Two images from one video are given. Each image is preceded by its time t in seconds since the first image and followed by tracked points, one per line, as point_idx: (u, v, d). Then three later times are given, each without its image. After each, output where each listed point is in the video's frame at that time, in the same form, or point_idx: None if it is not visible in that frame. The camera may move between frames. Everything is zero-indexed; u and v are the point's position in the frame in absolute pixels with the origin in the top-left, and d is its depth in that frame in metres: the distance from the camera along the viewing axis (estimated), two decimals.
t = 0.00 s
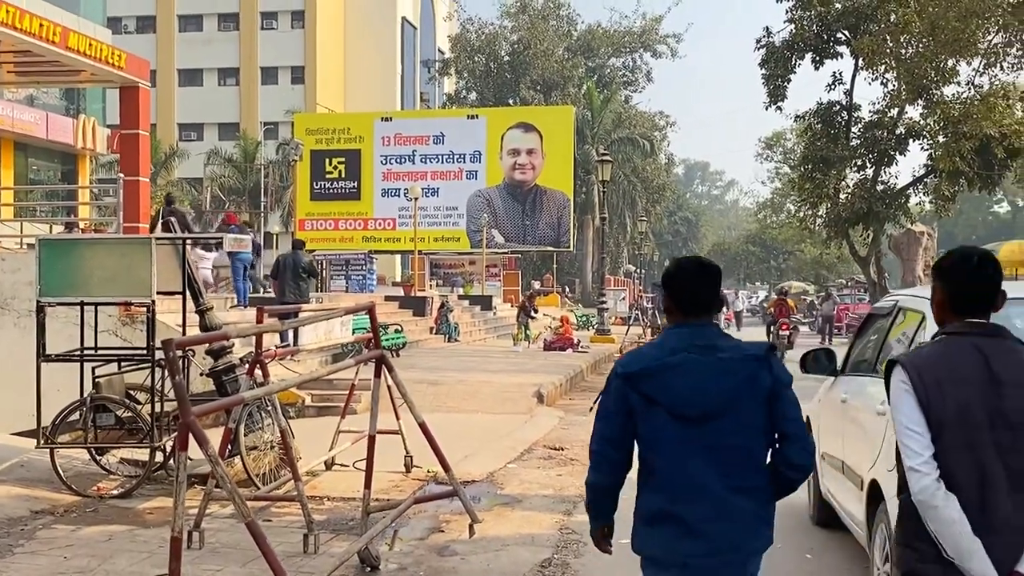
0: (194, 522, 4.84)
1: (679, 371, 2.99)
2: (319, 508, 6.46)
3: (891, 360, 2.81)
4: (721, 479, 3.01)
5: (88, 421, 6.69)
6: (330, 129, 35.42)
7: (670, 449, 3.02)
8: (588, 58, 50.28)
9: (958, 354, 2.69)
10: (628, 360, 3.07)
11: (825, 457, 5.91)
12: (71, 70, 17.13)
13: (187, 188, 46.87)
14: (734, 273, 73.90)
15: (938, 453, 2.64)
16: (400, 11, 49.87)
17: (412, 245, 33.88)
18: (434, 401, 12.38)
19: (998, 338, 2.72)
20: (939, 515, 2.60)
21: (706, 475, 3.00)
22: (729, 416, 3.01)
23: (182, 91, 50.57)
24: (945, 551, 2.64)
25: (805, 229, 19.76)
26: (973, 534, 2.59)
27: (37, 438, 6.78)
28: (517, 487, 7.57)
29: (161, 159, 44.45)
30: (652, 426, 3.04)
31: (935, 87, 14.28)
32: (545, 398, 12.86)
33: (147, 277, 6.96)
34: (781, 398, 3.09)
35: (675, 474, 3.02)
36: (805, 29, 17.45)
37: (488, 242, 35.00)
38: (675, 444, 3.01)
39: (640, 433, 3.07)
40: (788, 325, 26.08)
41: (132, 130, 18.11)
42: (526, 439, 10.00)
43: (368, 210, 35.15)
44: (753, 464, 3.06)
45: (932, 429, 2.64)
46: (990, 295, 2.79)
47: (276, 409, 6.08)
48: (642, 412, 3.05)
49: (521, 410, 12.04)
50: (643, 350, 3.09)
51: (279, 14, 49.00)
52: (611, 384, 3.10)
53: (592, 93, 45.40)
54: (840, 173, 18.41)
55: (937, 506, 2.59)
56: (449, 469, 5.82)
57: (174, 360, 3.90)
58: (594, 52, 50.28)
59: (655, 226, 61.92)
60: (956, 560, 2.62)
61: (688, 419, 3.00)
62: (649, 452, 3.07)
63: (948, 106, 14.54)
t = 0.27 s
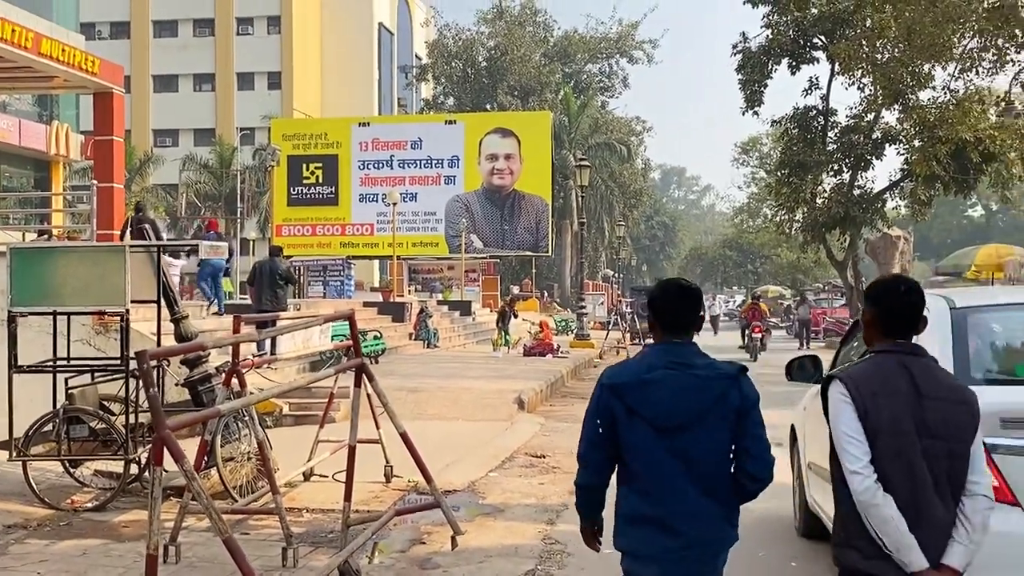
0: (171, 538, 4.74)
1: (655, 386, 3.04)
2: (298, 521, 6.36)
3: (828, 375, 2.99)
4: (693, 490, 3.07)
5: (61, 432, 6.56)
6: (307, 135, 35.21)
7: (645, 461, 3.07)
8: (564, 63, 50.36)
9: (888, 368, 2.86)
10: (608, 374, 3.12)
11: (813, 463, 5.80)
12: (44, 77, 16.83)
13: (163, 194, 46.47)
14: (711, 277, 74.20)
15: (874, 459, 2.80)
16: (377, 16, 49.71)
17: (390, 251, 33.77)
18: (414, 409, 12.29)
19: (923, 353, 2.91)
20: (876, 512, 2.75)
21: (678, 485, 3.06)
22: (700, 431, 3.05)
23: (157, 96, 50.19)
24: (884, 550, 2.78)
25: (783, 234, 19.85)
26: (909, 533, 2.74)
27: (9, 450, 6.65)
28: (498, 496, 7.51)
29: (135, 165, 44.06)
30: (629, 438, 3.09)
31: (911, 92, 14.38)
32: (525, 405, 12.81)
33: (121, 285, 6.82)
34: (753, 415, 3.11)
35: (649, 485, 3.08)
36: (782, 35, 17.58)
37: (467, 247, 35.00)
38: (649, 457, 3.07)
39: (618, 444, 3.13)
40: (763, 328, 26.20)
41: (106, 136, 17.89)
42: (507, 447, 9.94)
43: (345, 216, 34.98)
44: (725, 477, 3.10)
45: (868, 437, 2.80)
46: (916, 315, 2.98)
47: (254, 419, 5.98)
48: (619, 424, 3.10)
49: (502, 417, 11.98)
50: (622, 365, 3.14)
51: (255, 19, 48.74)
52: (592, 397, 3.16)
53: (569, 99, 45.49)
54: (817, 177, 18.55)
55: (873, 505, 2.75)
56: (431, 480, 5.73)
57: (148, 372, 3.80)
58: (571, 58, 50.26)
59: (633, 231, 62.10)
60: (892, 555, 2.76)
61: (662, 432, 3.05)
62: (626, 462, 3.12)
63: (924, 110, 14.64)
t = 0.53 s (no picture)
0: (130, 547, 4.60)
1: (626, 365, 3.30)
2: (260, 527, 6.25)
3: (766, 351, 3.43)
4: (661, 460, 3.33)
5: (16, 439, 6.38)
6: (267, 136, 34.83)
7: (614, 436, 3.31)
8: (526, 66, 50.38)
9: (817, 346, 3.31)
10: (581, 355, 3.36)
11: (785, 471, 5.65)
12: None
13: (119, 197, 45.71)
14: (673, 280, 74.64)
15: (801, 425, 3.24)
16: (338, 17, 49.39)
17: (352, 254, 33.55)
18: (378, 413, 12.17)
19: (849, 335, 3.34)
20: (802, 472, 3.17)
21: (647, 455, 3.32)
22: (667, 408, 3.34)
23: (113, 98, 49.38)
24: (807, 505, 3.21)
25: (744, 236, 20.02)
26: (828, 490, 3.17)
27: None
28: (465, 500, 7.44)
29: (91, 167, 43.29)
30: (603, 412, 3.32)
31: (870, 95, 14.52)
32: (491, 408, 12.74)
33: (77, 289, 6.65)
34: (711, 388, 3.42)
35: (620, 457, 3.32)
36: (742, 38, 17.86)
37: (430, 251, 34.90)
38: (620, 429, 3.31)
39: (593, 423, 3.32)
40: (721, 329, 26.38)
41: (61, 137, 17.51)
42: (472, 450, 9.86)
43: (306, 218, 34.67)
44: (684, 446, 3.38)
45: (794, 407, 3.25)
46: (845, 301, 3.41)
47: (215, 424, 5.85)
48: (594, 403, 3.32)
49: (467, 420, 11.90)
50: (594, 347, 3.39)
51: (214, 20, 48.13)
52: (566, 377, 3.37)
53: (532, 102, 45.47)
54: (777, 180, 18.83)
55: (797, 467, 3.17)
56: (398, 484, 5.65)
57: (106, 377, 3.68)
58: (533, 62, 50.01)
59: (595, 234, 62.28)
60: (814, 512, 3.20)
61: (633, 406, 3.31)
62: (598, 437, 3.33)
63: (884, 113, 14.75)
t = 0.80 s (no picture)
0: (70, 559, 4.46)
1: (563, 373, 3.55)
2: (206, 535, 6.12)
3: (690, 355, 3.68)
4: (597, 460, 3.56)
5: None
6: (208, 138, 34.25)
7: (556, 438, 3.55)
8: (470, 70, 50.40)
9: (728, 353, 3.55)
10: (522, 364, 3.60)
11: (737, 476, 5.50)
12: None
13: (53, 200, 44.53)
14: (616, 284, 75.25)
15: (710, 424, 3.48)
16: (279, 19, 48.86)
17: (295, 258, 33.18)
18: (324, 418, 12.02)
19: (760, 341, 3.57)
20: (708, 468, 3.41)
21: (587, 454, 3.54)
22: (603, 411, 3.57)
23: (47, 98, 48.15)
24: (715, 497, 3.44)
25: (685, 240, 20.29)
26: (731, 483, 3.41)
27: None
28: (414, 505, 7.39)
29: (24, 169, 42.11)
30: (545, 417, 3.56)
31: (810, 102, 14.81)
32: (437, 412, 12.68)
33: (15, 293, 6.47)
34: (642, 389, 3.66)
35: (562, 459, 3.55)
36: (684, 44, 18.76)
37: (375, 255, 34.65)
38: (561, 431, 3.55)
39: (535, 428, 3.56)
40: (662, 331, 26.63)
41: None
42: (420, 455, 9.80)
43: (248, 222, 34.17)
44: (619, 445, 3.62)
45: (704, 407, 3.49)
46: (756, 308, 3.63)
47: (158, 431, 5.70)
48: (535, 409, 3.56)
49: (413, 424, 11.82)
50: (534, 357, 3.63)
51: (152, 20, 47.25)
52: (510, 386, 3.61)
53: (476, 106, 45.46)
54: (717, 186, 19.22)
55: (703, 462, 3.41)
56: (349, 491, 5.59)
57: (49, 384, 3.56)
58: (476, 66, 50.21)
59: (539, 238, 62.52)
60: (720, 503, 3.43)
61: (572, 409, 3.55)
62: (542, 438, 3.57)
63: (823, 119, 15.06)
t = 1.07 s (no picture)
0: None
1: (492, 360, 3.98)
2: (131, 545, 5.93)
3: (596, 351, 4.14)
4: (525, 442, 3.95)
5: None
6: (125, 136, 33.27)
7: (487, 418, 3.97)
8: (396, 71, 50.04)
9: (629, 350, 4.02)
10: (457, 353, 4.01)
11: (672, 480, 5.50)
12: None
13: None
14: (542, 287, 75.60)
15: (613, 414, 3.94)
16: (200, 16, 47.77)
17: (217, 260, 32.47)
18: (250, 423, 11.79)
19: (657, 339, 4.05)
20: (610, 452, 3.87)
21: (513, 435, 3.95)
22: (530, 396, 3.97)
23: None
24: (616, 477, 3.91)
25: (610, 243, 20.53)
26: (633, 466, 3.88)
27: None
28: (346, 511, 7.28)
29: None
30: (476, 399, 3.98)
31: (732, 108, 15.11)
32: (366, 416, 12.54)
33: None
34: (569, 377, 4.05)
35: (492, 436, 3.96)
36: (611, 50, 19.00)
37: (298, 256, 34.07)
38: (490, 412, 3.97)
39: (466, 409, 3.99)
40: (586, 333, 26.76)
41: None
42: (350, 460, 9.68)
43: (167, 222, 33.31)
44: (548, 427, 4.00)
45: (609, 399, 3.96)
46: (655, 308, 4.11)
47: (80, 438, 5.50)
48: (466, 391, 3.99)
49: (342, 429, 11.67)
50: (468, 346, 4.04)
51: (67, 14, 45.75)
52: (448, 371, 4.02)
53: (402, 108, 45.13)
54: (641, 190, 19.57)
55: (607, 448, 3.87)
56: (281, 500, 5.47)
57: None
58: (402, 66, 50.08)
59: (466, 241, 62.42)
60: (621, 483, 3.90)
61: (500, 394, 3.97)
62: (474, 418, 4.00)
63: (744, 125, 15.44)
